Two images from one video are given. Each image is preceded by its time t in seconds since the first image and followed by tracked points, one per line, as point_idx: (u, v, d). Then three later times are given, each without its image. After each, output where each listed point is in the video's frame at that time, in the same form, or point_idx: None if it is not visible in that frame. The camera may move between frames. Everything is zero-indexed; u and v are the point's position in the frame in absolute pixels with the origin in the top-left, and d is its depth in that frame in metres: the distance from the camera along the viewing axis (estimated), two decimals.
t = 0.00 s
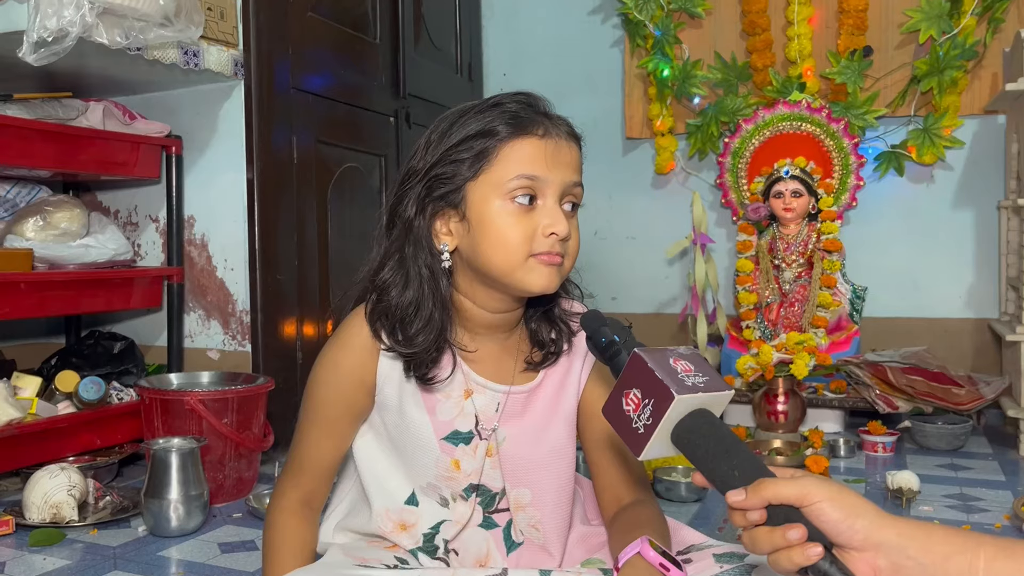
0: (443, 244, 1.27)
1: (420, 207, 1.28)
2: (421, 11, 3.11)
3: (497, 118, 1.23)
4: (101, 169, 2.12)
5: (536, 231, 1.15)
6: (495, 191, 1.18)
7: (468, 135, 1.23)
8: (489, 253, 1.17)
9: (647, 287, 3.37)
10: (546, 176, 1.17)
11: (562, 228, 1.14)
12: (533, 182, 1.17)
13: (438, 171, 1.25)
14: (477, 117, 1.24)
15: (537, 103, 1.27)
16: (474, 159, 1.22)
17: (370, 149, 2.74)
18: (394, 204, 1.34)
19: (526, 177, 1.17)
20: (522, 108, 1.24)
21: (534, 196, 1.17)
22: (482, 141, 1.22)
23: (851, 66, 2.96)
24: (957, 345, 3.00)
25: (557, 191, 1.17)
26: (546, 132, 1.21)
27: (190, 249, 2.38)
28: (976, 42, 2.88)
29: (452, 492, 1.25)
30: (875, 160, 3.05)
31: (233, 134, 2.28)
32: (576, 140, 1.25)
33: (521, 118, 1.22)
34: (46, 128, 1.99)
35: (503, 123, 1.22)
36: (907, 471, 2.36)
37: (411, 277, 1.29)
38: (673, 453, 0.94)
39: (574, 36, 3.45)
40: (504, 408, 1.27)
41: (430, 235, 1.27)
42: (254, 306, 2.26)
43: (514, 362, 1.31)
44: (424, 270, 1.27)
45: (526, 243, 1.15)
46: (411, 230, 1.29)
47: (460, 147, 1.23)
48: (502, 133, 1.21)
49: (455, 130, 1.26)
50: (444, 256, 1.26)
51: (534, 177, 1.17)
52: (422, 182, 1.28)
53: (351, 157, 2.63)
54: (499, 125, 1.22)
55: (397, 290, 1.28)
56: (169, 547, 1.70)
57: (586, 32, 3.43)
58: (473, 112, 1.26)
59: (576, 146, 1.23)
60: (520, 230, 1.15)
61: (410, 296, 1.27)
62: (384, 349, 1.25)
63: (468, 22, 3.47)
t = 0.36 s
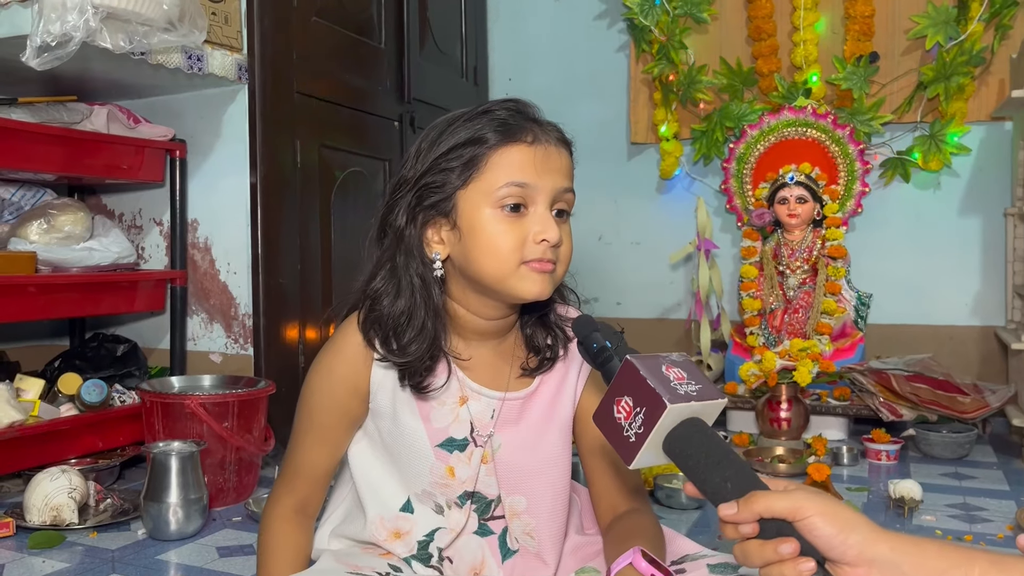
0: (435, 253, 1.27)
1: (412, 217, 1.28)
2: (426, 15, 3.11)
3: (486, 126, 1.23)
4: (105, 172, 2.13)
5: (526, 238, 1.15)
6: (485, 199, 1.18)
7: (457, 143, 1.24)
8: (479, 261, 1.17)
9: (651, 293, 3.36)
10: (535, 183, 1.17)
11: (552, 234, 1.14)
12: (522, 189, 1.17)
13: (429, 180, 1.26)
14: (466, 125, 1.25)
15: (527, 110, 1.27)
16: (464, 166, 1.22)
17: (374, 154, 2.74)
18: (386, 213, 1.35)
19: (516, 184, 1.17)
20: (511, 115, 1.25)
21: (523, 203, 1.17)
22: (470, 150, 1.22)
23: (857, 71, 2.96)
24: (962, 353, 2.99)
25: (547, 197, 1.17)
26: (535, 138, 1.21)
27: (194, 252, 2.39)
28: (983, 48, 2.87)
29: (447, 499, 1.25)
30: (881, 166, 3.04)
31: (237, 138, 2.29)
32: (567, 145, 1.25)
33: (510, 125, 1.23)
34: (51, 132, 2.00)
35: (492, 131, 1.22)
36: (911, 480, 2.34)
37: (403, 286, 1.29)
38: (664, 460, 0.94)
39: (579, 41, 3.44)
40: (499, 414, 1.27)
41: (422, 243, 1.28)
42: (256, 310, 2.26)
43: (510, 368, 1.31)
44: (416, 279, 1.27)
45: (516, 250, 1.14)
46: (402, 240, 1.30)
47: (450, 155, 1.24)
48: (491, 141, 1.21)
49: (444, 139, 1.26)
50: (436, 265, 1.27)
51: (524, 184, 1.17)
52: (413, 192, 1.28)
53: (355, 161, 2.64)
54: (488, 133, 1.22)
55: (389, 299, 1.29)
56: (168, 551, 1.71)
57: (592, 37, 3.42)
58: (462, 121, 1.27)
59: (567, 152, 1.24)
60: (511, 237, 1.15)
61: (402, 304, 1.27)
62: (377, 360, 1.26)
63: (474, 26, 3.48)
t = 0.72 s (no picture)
0: (419, 260, 1.28)
1: (394, 225, 1.29)
2: (431, 19, 3.12)
3: (467, 133, 1.23)
4: (108, 175, 2.15)
5: (508, 246, 1.15)
6: (466, 207, 1.18)
7: (439, 151, 1.24)
8: (461, 268, 1.17)
9: (654, 298, 3.35)
10: (516, 190, 1.17)
11: (533, 241, 1.13)
12: (503, 196, 1.17)
13: (410, 189, 1.26)
14: (448, 132, 1.25)
15: (510, 115, 1.27)
16: (445, 174, 1.22)
17: (377, 157, 2.75)
18: (370, 221, 1.36)
19: (496, 191, 1.17)
20: (494, 122, 1.25)
21: (505, 211, 1.17)
22: (451, 158, 1.22)
23: (862, 78, 2.94)
24: (966, 361, 2.97)
25: (528, 204, 1.16)
26: (516, 145, 1.21)
27: (195, 255, 2.40)
28: (989, 55, 2.85)
29: (435, 504, 1.25)
30: (885, 173, 3.02)
31: (239, 141, 2.30)
32: (552, 151, 1.25)
33: (491, 132, 1.23)
34: (54, 135, 2.01)
35: (473, 138, 1.22)
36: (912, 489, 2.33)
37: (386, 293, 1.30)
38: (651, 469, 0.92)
39: (584, 45, 3.44)
40: (487, 419, 1.27)
41: (406, 252, 1.28)
42: (256, 313, 2.27)
43: (497, 374, 1.31)
44: (399, 288, 1.28)
45: (497, 257, 1.15)
46: (385, 248, 1.31)
47: (432, 164, 1.24)
48: (472, 148, 1.21)
49: (425, 147, 1.27)
50: (420, 274, 1.27)
51: (504, 192, 1.17)
52: (395, 200, 1.29)
53: (357, 165, 2.64)
54: (469, 140, 1.22)
55: (372, 306, 1.30)
56: (163, 553, 1.71)
57: (598, 42, 3.42)
58: (444, 128, 1.26)
59: (551, 157, 1.23)
60: (492, 244, 1.15)
61: (383, 312, 1.28)
62: (362, 367, 1.26)
63: (479, 31, 3.48)
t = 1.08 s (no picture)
0: (419, 260, 1.28)
1: (394, 225, 1.30)
2: (439, 21, 3.12)
3: (466, 132, 1.23)
4: (114, 174, 2.16)
5: (507, 244, 1.14)
6: (465, 206, 1.18)
7: (438, 150, 1.24)
8: (461, 266, 1.17)
9: (660, 301, 3.34)
10: (515, 189, 1.17)
11: (531, 240, 1.13)
12: (502, 195, 1.17)
13: (410, 188, 1.27)
14: (447, 131, 1.25)
15: (511, 114, 1.27)
16: (444, 174, 1.22)
17: (383, 158, 2.75)
18: (371, 220, 1.36)
19: (495, 191, 1.17)
20: (494, 121, 1.24)
21: (503, 210, 1.17)
22: (450, 156, 1.22)
23: (871, 81, 2.92)
24: (975, 368, 2.94)
25: (527, 203, 1.16)
26: (515, 144, 1.21)
27: (201, 254, 2.40)
28: (1001, 60, 2.82)
29: (433, 504, 1.25)
30: (894, 177, 3.00)
31: (245, 141, 2.31)
32: (552, 149, 1.25)
33: (491, 131, 1.22)
34: (61, 133, 2.02)
35: (472, 137, 1.22)
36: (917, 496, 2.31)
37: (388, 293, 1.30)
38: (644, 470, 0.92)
39: (593, 48, 3.44)
40: (486, 419, 1.27)
41: (406, 251, 1.29)
42: (262, 312, 2.28)
43: (499, 374, 1.31)
44: (400, 288, 1.28)
45: (496, 255, 1.14)
46: (385, 247, 1.31)
47: (431, 163, 1.24)
48: (471, 148, 1.21)
49: (425, 147, 1.27)
50: (420, 272, 1.28)
51: (503, 191, 1.17)
52: (396, 199, 1.29)
53: (364, 165, 2.65)
54: (468, 139, 1.22)
55: (373, 305, 1.30)
56: (164, 551, 1.72)
57: (606, 44, 3.42)
58: (443, 127, 1.26)
59: (551, 156, 1.23)
60: (492, 242, 1.15)
61: (385, 311, 1.28)
62: (364, 365, 1.27)
63: (488, 33, 3.48)
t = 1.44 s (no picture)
0: (419, 257, 1.30)
1: (396, 223, 1.31)
2: (450, 22, 3.13)
3: (471, 140, 1.23)
4: (126, 172, 2.18)
5: (503, 255, 1.16)
6: (465, 214, 1.20)
7: (442, 155, 1.24)
8: (457, 274, 1.19)
9: (669, 303, 3.34)
10: (514, 201, 1.17)
11: (527, 253, 1.15)
12: (501, 207, 1.17)
13: (413, 191, 1.27)
14: (453, 136, 1.25)
15: (518, 119, 1.26)
16: (446, 181, 1.23)
17: (393, 158, 2.76)
18: (375, 215, 1.37)
19: (495, 202, 1.18)
20: (500, 128, 1.23)
21: (502, 221, 1.18)
22: (453, 164, 1.23)
23: (882, 84, 2.92)
24: (986, 373, 2.92)
25: (527, 215, 1.17)
26: (518, 154, 1.21)
27: (211, 253, 2.42)
28: (1013, 63, 2.81)
29: (437, 502, 1.26)
30: (905, 181, 2.99)
31: (256, 141, 2.32)
32: (557, 158, 1.24)
33: (496, 140, 1.22)
34: (73, 131, 2.04)
35: (476, 145, 1.22)
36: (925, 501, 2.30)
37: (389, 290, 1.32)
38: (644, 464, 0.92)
39: (603, 49, 3.44)
40: (490, 419, 1.27)
41: (407, 249, 1.30)
42: (270, 310, 2.29)
43: (500, 373, 1.31)
44: (400, 286, 1.30)
45: (491, 267, 1.16)
46: (386, 245, 1.33)
47: (434, 168, 1.25)
48: (475, 156, 1.21)
49: (429, 150, 1.27)
50: (420, 270, 1.30)
51: (502, 203, 1.17)
52: (399, 199, 1.30)
53: (373, 166, 2.66)
54: (473, 148, 1.22)
55: (373, 301, 1.32)
56: (170, 546, 1.73)
57: (616, 46, 3.42)
58: (449, 132, 1.26)
59: (555, 166, 1.22)
60: (488, 253, 1.17)
61: (385, 308, 1.30)
62: (368, 361, 1.27)
63: (499, 34, 3.49)
